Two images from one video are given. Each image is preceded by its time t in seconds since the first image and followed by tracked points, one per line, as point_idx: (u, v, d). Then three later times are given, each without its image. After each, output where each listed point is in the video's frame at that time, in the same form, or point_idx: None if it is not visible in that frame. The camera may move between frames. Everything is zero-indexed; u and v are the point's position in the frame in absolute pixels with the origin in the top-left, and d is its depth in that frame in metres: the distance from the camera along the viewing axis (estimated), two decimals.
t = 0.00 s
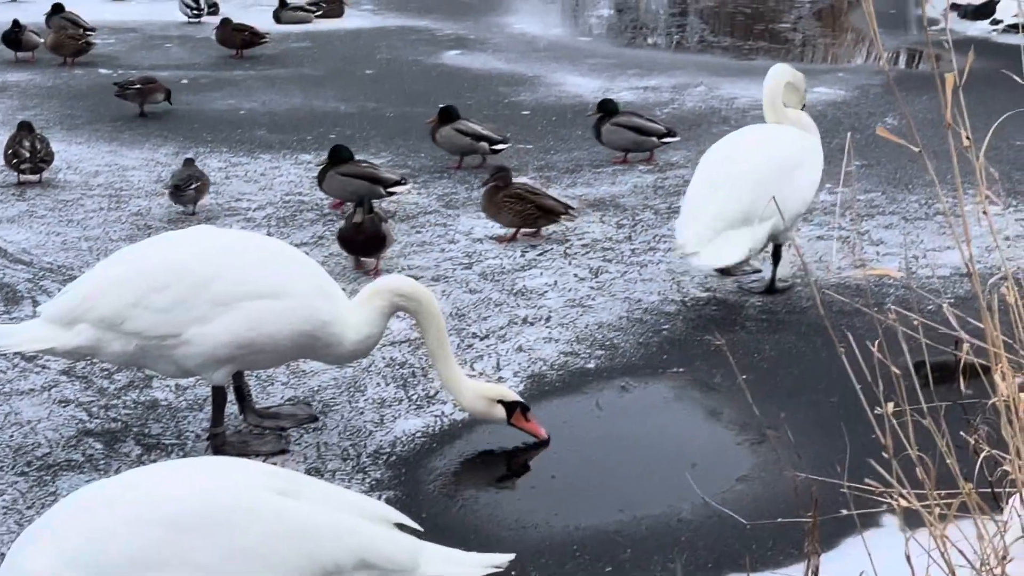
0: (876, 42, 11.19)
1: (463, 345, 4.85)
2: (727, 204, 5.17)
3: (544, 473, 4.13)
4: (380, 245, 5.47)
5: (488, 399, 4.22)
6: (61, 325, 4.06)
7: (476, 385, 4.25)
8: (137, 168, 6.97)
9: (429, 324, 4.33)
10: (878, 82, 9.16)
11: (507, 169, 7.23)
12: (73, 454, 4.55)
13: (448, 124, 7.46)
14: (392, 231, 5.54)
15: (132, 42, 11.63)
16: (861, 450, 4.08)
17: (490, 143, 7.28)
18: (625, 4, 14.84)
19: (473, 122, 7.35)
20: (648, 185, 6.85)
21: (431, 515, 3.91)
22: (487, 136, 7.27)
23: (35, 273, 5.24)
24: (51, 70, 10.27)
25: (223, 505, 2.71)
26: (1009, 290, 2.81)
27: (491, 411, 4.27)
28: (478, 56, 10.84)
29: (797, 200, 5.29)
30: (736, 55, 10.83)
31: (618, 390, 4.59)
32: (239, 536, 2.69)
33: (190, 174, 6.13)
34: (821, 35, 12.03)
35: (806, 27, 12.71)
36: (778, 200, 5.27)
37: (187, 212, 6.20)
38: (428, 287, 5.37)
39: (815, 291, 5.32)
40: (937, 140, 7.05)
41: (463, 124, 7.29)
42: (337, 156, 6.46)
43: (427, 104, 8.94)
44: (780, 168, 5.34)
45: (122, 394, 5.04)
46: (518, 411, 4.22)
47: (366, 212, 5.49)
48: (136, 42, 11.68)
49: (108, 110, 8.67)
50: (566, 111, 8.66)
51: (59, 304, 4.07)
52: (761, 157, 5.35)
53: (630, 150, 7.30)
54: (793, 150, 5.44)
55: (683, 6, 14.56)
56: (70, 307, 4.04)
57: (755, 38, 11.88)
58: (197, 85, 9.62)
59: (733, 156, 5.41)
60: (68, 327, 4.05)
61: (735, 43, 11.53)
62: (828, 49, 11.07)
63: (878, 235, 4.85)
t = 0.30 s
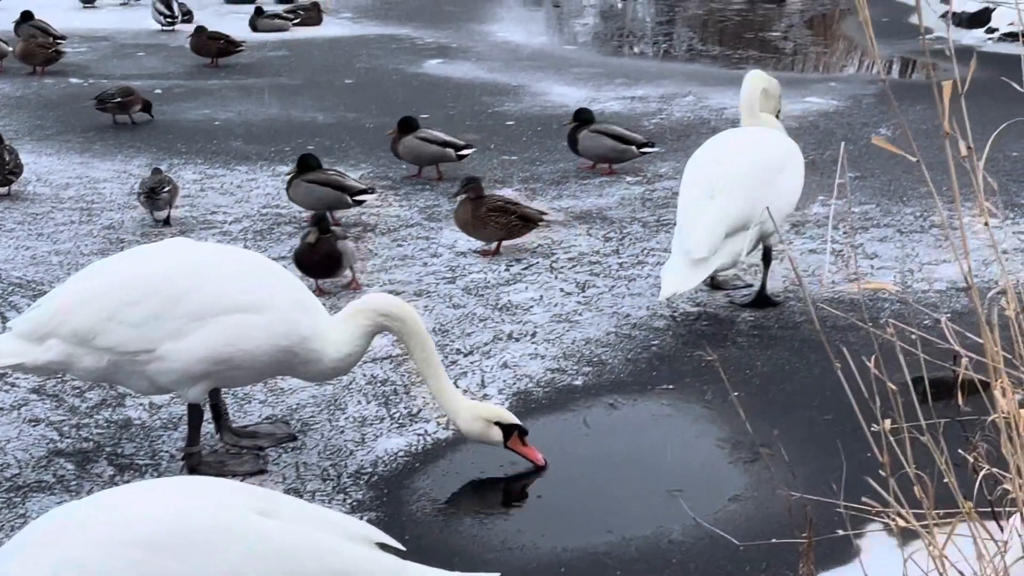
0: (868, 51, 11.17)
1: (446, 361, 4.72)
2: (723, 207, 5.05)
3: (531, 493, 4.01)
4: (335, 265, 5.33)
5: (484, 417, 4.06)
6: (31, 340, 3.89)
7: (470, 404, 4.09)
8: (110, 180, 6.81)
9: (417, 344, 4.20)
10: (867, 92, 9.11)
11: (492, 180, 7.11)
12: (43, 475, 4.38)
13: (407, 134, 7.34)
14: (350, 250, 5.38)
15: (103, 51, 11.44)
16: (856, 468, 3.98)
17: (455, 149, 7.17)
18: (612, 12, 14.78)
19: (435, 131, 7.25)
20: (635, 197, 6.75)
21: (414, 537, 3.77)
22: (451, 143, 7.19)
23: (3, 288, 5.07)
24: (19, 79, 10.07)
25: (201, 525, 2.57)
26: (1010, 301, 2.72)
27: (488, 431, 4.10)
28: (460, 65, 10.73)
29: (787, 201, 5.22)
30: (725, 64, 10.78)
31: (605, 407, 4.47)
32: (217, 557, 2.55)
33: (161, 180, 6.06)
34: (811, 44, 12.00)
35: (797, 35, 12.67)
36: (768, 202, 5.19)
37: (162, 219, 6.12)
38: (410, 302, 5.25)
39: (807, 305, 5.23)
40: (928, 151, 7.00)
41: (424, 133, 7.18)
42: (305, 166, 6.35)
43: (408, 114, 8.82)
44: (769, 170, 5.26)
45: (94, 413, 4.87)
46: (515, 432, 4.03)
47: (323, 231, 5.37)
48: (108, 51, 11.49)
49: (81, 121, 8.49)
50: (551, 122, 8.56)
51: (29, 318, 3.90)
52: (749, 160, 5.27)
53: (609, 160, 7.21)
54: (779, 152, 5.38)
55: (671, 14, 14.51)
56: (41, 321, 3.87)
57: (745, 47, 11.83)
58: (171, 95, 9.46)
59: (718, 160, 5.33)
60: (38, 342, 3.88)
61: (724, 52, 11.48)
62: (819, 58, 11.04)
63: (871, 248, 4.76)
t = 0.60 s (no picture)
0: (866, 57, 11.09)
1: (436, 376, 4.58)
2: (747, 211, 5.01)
3: (524, 511, 3.87)
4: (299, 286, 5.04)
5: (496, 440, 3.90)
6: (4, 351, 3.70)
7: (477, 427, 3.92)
8: (87, 190, 6.64)
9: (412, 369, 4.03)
10: (862, 99, 9.04)
11: (482, 189, 6.98)
12: (18, 495, 4.22)
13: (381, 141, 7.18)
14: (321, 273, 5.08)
15: (80, 58, 11.25)
16: (858, 484, 3.86)
17: (426, 162, 6.99)
18: (604, 17, 14.68)
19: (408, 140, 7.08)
20: (629, 207, 6.63)
21: (402, 558, 3.63)
22: (425, 156, 7.00)
23: None
24: None
25: (182, 545, 2.44)
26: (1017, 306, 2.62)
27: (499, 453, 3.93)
28: (448, 71, 10.61)
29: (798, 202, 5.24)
30: (720, 69, 10.69)
31: (600, 423, 4.34)
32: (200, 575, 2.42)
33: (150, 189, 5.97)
34: (809, 49, 11.92)
35: (795, 41, 12.59)
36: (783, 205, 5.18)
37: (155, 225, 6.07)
38: (398, 315, 5.11)
39: (806, 317, 5.11)
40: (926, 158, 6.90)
41: (396, 142, 7.02)
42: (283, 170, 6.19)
43: (395, 122, 8.68)
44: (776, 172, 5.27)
45: (72, 430, 4.69)
46: (529, 451, 3.88)
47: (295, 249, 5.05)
48: (85, 57, 11.30)
49: (60, 128, 8.31)
50: (541, 129, 8.44)
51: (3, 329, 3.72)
52: (756, 164, 5.27)
53: (595, 165, 7.11)
54: (780, 155, 5.40)
55: (665, 19, 14.42)
56: (14, 332, 3.68)
57: (741, 53, 11.75)
58: (151, 103, 9.29)
59: (722, 168, 5.32)
60: (12, 354, 3.70)
61: (719, 57, 11.39)
62: (816, 63, 10.96)
63: (873, 260, 4.66)
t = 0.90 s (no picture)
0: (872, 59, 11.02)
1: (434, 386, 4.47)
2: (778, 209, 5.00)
3: (526, 524, 3.76)
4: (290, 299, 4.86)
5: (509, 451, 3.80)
6: None
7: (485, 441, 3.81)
8: (76, 196, 6.52)
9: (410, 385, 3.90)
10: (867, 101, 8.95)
11: (482, 195, 6.88)
12: (5, 509, 4.10)
13: (362, 146, 7.04)
14: (309, 283, 4.92)
15: (70, 61, 11.13)
16: (869, 496, 3.77)
17: (408, 164, 6.92)
18: (605, 19, 14.59)
19: (389, 144, 6.98)
20: (632, 213, 6.53)
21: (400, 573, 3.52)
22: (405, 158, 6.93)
23: None
24: None
25: (173, 559, 2.33)
26: None
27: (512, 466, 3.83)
28: (446, 74, 10.51)
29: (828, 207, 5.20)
30: (725, 72, 10.61)
31: (603, 434, 4.23)
32: None
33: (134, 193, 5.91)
34: (816, 51, 11.84)
35: (800, 42, 12.51)
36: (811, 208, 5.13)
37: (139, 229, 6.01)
38: (396, 324, 5.00)
39: (814, 325, 5.01)
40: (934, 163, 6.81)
41: (378, 147, 6.91)
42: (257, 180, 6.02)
43: (392, 126, 8.58)
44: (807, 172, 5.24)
45: (61, 442, 4.57)
46: (545, 461, 3.78)
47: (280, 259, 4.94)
48: (74, 61, 11.18)
49: (51, 133, 8.20)
50: (540, 134, 8.35)
51: None
52: (789, 164, 5.24)
53: (592, 169, 7.03)
54: (812, 155, 5.37)
55: (667, 21, 14.34)
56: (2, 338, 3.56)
57: (745, 54, 11.66)
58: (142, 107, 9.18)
59: (754, 165, 5.29)
60: None
61: (724, 59, 11.31)
62: (823, 66, 10.88)
63: (882, 266, 4.56)
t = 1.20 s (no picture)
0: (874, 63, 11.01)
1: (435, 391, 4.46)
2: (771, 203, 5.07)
3: (527, 530, 3.74)
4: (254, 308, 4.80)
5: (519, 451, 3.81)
6: None
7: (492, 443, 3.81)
8: (75, 201, 6.49)
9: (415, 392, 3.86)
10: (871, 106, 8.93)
11: (484, 199, 6.86)
12: (4, 515, 4.07)
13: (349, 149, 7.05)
14: (272, 290, 4.85)
15: (68, 65, 11.11)
16: (872, 501, 3.74)
17: (398, 167, 6.93)
18: (608, 22, 14.59)
19: (377, 147, 6.97)
20: (634, 217, 6.50)
21: None
22: (396, 161, 6.94)
23: None
24: None
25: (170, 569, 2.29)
26: None
27: (523, 463, 3.86)
28: (447, 78, 10.50)
29: (832, 208, 5.20)
30: (729, 75, 10.59)
31: (604, 439, 4.20)
32: None
33: (147, 190, 6.02)
34: (820, 54, 11.84)
35: (804, 45, 12.50)
36: (813, 208, 5.15)
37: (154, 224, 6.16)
38: (397, 329, 4.98)
39: (818, 329, 4.99)
40: (937, 166, 6.79)
41: (366, 150, 6.92)
42: (247, 182, 6.03)
43: (394, 130, 8.57)
44: (817, 171, 5.22)
45: (60, 448, 4.53)
46: (553, 456, 3.82)
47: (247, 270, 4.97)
48: (73, 64, 11.16)
49: (50, 137, 8.18)
50: (542, 137, 8.34)
51: None
52: (799, 162, 5.24)
53: (591, 174, 7.01)
54: (827, 154, 5.34)
55: (670, 24, 14.33)
56: None
57: (749, 57, 11.65)
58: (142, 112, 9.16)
59: (767, 158, 5.32)
60: None
61: (727, 62, 11.30)
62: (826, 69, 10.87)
63: (886, 270, 4.54)
